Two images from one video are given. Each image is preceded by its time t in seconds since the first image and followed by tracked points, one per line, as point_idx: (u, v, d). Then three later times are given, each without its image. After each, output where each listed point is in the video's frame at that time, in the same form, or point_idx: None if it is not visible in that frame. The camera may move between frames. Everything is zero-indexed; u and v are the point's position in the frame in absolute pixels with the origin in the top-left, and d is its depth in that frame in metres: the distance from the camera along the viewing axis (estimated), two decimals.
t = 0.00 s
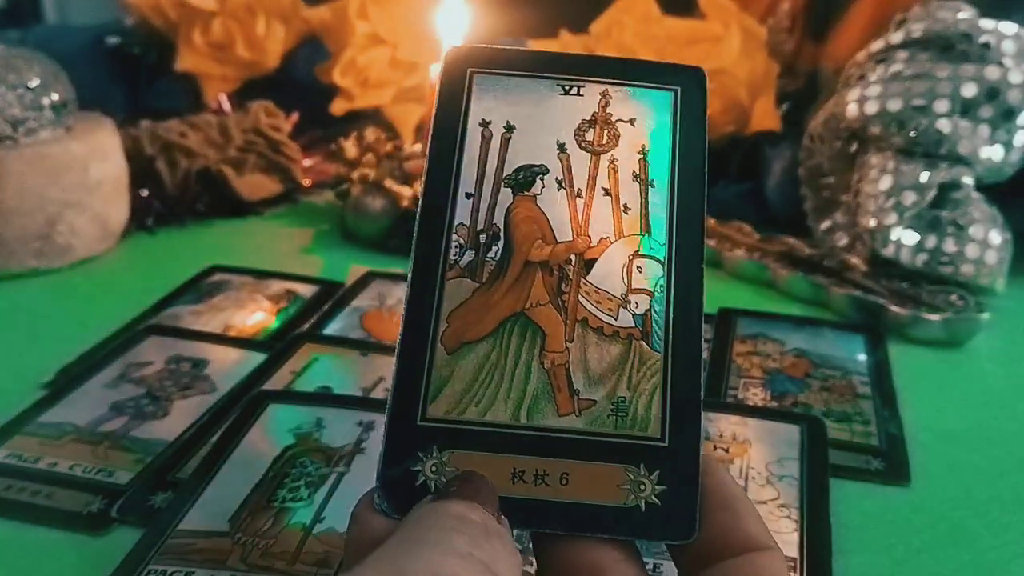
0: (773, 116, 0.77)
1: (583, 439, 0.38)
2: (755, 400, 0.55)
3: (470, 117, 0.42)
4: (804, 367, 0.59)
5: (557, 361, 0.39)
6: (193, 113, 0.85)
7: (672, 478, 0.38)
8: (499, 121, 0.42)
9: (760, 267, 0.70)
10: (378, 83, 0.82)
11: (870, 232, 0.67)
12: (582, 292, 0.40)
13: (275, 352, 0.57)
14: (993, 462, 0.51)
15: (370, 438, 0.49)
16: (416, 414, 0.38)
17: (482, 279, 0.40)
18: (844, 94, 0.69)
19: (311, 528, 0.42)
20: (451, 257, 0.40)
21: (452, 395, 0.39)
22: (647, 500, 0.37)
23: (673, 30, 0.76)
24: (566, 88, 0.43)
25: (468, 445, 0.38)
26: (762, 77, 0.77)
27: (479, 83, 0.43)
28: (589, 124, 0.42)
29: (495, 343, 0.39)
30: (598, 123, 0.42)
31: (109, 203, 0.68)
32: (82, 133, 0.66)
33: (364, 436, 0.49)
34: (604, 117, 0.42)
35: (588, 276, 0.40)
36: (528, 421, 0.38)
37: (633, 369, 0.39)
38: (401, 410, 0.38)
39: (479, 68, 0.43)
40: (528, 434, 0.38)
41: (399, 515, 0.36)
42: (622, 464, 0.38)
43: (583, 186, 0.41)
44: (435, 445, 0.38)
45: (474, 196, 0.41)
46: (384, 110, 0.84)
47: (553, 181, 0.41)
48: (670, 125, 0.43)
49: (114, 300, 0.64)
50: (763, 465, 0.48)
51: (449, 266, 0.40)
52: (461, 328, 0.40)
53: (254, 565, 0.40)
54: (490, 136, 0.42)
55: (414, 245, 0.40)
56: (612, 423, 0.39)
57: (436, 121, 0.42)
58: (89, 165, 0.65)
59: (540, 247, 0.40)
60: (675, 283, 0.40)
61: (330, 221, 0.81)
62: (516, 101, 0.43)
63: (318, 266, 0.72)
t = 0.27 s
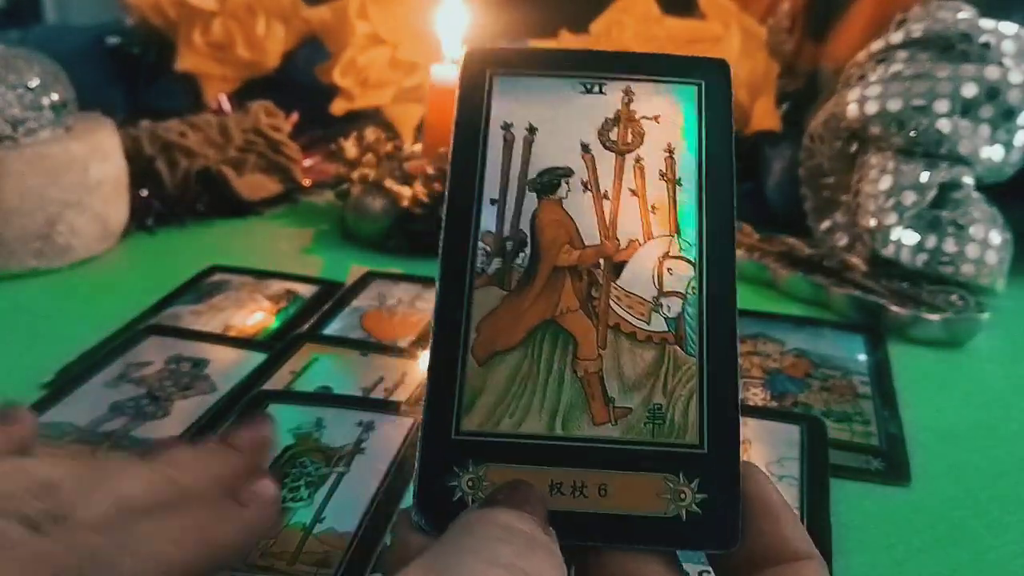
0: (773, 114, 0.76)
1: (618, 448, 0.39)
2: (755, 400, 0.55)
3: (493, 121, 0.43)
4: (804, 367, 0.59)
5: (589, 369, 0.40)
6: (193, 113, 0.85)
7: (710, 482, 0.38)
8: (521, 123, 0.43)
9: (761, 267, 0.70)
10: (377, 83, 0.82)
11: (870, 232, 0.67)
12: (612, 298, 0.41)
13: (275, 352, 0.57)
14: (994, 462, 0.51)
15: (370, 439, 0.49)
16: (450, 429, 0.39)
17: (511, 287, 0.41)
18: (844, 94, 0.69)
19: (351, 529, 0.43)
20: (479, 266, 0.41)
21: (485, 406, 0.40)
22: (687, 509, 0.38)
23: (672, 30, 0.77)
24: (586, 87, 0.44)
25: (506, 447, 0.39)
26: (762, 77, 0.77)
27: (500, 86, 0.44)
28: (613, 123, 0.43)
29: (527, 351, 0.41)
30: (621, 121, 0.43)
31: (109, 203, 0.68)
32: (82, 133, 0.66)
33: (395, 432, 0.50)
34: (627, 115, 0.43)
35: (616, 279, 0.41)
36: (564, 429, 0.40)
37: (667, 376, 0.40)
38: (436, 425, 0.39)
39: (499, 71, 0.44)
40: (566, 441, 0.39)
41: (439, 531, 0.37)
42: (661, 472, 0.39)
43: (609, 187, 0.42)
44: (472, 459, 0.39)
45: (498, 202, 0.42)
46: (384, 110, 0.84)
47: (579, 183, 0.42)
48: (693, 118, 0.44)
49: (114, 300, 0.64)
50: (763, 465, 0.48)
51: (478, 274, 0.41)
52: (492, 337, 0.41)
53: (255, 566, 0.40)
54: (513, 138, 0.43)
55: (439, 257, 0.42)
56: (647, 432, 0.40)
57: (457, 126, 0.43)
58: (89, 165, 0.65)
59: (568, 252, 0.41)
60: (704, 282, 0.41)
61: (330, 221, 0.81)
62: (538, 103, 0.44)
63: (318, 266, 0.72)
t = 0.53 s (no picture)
0: (773, 116, 0.77)
1: (622, 455, 0.39)
2: (755, 400, 0.55)
3: (505, 133, 0.43)
4: (805, 367, 0.59)
5: (594, 378, 0.40)
6: (193, 113, 0.85)
7: (710, 491, 0.38)
8: (533, 136, 0.43)
9: (761, 267, 0.71)
10: (377, 83, 0.82)
11: (870, 232, 0.67)
12: (619, 308, 0.40)
13: (275, 353, 0.57)
14: (994, 463, 0.51)
15: (346, 452, 0.48)
16: (456, 430, 0.39)
17: (519, 295, 0.41)
18: (844, 94, 0.69)
19: (358, 539, 0.42)
20: (488, 274, 0.41)
21: (491, 411, 0.39)
22: (687, 516, 0.37)
23: (673, 31, 0.77)
24: (597, 104, 0.43)
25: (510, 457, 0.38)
26: (762, 76, 0.77)
27: (513, 100, 0.43)
28: (622, 140, 0.43)
29: (533, 359, 0.40)
30: (631, 139, 0.43)
31: (109, 203, 0.69)
32: (83, 133, 0.66)
33: (376, 449, 0.48)
34: (636, 134, 0.43)
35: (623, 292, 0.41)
36: (567, 437, 0.39)
37: (672, 386, 0.40)
38: (441, 427, 0.39)
39: (512, 84, 0.43)
40: (569, 450, 0.39)
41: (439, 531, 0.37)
42: (663, 481, 0.38)
43: (618, 203, 0.42)
44: (477, 461, 0.38)
45: (509, 212, 0.41)
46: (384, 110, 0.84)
47: (588, 197, 0.42)
48: (702, 140, 0.43)
49: (114, 300, 0.64)
50: (763, 465, 0.48)
51: (487, 282, 0.41)
52: (499, 343, 0.40)
53: None
54: (524, 152, 0.42)
55: (451, 261, 0.41)
56: (651, 440, 0.39)
57: (469, 136, 0.43)
58: (89, 165, 0.65)
59: (576, 263, 0.41)
60: (710, 300, 0.41)
61: (330, 221, 0.81)
62: (549, 117, 0.43)
63: (318, 266, 0.72)
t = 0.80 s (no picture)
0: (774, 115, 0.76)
1: (652, 484, 0.37)
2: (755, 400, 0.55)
3: (540, 148, 0.41)
4: (804, 367, 0.59)
5: (626, 403, 0.38)
6: (193, 113, 0.85)
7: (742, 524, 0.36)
8: (569, 152, 0.41)
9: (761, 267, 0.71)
10: (377, 83, 0.82)
11: (870, 232, 0.67)
12: (652, 332, 0.38)
13: (276, 353, 0.57)
14: (994, 463, 0.51)
15: (334, 454, 0.47)
16: (484, 451, 0.37)
17: (551, 314, 0.39)
18: (844, 94, 0.69)
19: (359, 539, 0.41)
20: (520, 290, 0.39)
21: (519, 433, 0.37)
22: (716, 549, 0.36)
23: (672, 31, 0.77)
24: (635, 121, 0.41)
25: (537, 484, 0.37)
26: (762, 77, 0.76)
27: (548, 114, 0.41)
28: (659, 159, 0.41)
29: (563, 381, 0.38)
30: (668, 158, 0.41)
31: (109, 203, 0.69)
32: (83, 133, 0.66)
33: (363, 451, 0.48)
34: (673, 153, 0.41)
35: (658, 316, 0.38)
36: (596, 463, 0.37)
37: (705, 414, 0.38)
38: (467, 447, 0.37)
39: (549, 98, 0.41)
40: (597, 478, 0.37)
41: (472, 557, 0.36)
42: (691, 510, 0.36)
43: (654, 222, 0.40)
44: (504, 483, 0.36)
45: (543, 229, 0.40)
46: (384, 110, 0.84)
47: (624, 216, 0.40)
48: (741, 161, 0.41)
49: (114, 301, 0.64)
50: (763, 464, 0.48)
51: (517, 299, 0.39)
52: (529, 363, 0.38)
53: None
54: (559, 167, 0.40)
55: (482, 273, 0.39)
56: (682, 468, 0.37)
57: (504, 147, 0.41)
58: (89, 165, 0.66)
59: (610, 283, 0.39)
60: (748, 327, 0.38)
61: (330, 221, 0.81)
62: (586, 133, 0.41)
63: (318, 266, 0.72)
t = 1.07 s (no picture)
0: (772, 116, 0.77)
1: (634, 503, 0.36)
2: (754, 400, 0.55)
3: (518, 151, 0.39)
4: (802, 367, 0.59)
5: (606, 419, 0.37)
6: (194, 114, 0.85)
7: (725, 543, 0.35)
8: (549, 155, 0.39)
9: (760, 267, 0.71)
10: (378, 84, 0.83)
11: (868, 233, 0.68)
12: (633, 345, 0.37)
13: (277, 352, 0.57)
14: (991, 462, 0.52)
15: (325, 457, 0.47)
16: (463, 471, 0.36)
17: (530, 328, 0.38)
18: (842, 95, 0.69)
19: (359, 538, 0.42)
20: (498, 303, 0.38)
21: (498, 452, 0.36)
22: (699, 568, 0.34)
23: (672, 32, 0.77)
24: (618, 122, 0.40)
25: (516, 504, 0.35)
26: (762, 78, 0.76)
27: (527, 115, 0.40)
28: (641, 162, 0.39)
29: (542, 398, 0.37)
30: (651, 160, 0.39)
31: (111, 203, 0.69)
32: (85, 134, 0.66)
33: (355, 452, 0.48)
34: (656, 155, 0.39)
35: (639, 328, 0.38)
36: (577, 483, 0.36)
37: (687, 430, 0.37)
38: (446, 468, 0.36)
39: (528, 97, 0.40)
40: (576, 497, 0.36)
41: None
42: (674, 530, 0.35)
43: (635, 229, 0.39)
44: (483, 504, 0.35)
45: (522, 237, 0.38)
46: (385, 111, 0.84)
47: (605, 223, 0.39)
48: (724, 161, 0.40)
49: (116, 301, 0.65)
50: (762, 463, 0.48)
51: (496, 311, 0.38)
52: (508, 379, 0.37)
53: None
54: (538, 171, 0.39)
55: (460, 285, 0.38)
56: (664, 486, 0.36)
57: (482, 152, 0.39)
58: (91, 165, 0.66)
59: (590, 294, 0.38)
60: (730, 337, 0.37)
61: (331, 222, 0.81)
62: (566, 136, 0.40)
63: (319, 266, 0.73)
